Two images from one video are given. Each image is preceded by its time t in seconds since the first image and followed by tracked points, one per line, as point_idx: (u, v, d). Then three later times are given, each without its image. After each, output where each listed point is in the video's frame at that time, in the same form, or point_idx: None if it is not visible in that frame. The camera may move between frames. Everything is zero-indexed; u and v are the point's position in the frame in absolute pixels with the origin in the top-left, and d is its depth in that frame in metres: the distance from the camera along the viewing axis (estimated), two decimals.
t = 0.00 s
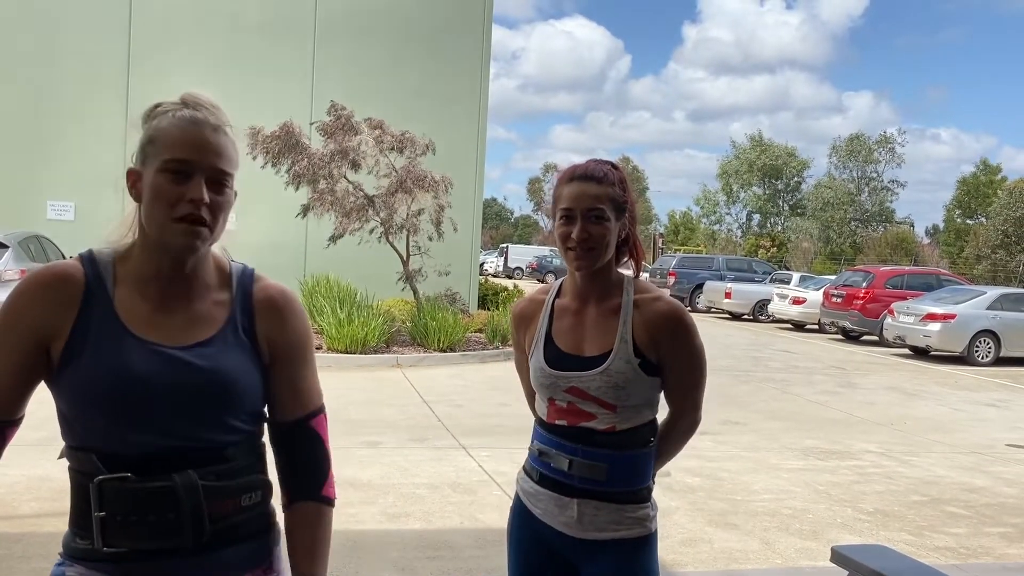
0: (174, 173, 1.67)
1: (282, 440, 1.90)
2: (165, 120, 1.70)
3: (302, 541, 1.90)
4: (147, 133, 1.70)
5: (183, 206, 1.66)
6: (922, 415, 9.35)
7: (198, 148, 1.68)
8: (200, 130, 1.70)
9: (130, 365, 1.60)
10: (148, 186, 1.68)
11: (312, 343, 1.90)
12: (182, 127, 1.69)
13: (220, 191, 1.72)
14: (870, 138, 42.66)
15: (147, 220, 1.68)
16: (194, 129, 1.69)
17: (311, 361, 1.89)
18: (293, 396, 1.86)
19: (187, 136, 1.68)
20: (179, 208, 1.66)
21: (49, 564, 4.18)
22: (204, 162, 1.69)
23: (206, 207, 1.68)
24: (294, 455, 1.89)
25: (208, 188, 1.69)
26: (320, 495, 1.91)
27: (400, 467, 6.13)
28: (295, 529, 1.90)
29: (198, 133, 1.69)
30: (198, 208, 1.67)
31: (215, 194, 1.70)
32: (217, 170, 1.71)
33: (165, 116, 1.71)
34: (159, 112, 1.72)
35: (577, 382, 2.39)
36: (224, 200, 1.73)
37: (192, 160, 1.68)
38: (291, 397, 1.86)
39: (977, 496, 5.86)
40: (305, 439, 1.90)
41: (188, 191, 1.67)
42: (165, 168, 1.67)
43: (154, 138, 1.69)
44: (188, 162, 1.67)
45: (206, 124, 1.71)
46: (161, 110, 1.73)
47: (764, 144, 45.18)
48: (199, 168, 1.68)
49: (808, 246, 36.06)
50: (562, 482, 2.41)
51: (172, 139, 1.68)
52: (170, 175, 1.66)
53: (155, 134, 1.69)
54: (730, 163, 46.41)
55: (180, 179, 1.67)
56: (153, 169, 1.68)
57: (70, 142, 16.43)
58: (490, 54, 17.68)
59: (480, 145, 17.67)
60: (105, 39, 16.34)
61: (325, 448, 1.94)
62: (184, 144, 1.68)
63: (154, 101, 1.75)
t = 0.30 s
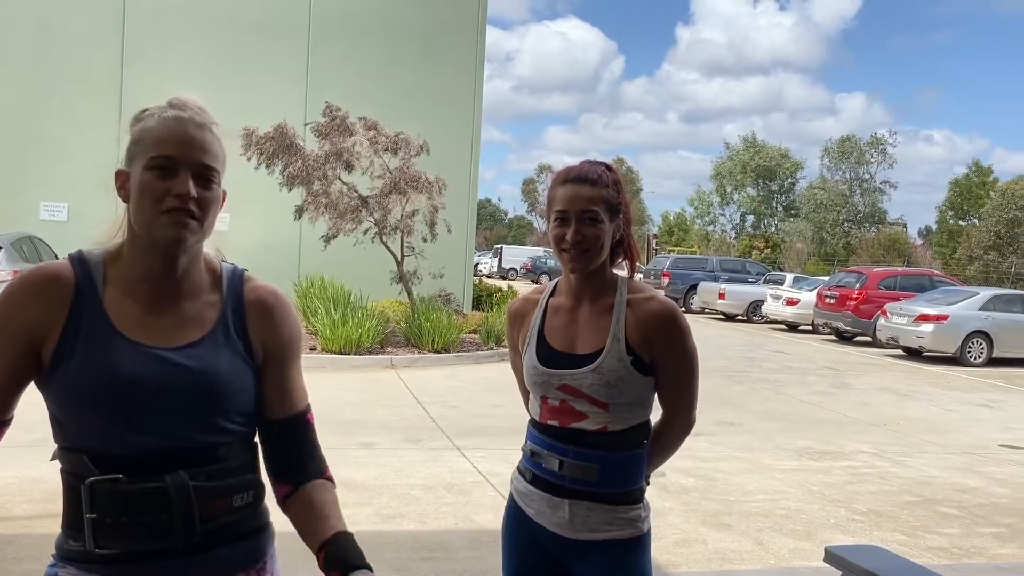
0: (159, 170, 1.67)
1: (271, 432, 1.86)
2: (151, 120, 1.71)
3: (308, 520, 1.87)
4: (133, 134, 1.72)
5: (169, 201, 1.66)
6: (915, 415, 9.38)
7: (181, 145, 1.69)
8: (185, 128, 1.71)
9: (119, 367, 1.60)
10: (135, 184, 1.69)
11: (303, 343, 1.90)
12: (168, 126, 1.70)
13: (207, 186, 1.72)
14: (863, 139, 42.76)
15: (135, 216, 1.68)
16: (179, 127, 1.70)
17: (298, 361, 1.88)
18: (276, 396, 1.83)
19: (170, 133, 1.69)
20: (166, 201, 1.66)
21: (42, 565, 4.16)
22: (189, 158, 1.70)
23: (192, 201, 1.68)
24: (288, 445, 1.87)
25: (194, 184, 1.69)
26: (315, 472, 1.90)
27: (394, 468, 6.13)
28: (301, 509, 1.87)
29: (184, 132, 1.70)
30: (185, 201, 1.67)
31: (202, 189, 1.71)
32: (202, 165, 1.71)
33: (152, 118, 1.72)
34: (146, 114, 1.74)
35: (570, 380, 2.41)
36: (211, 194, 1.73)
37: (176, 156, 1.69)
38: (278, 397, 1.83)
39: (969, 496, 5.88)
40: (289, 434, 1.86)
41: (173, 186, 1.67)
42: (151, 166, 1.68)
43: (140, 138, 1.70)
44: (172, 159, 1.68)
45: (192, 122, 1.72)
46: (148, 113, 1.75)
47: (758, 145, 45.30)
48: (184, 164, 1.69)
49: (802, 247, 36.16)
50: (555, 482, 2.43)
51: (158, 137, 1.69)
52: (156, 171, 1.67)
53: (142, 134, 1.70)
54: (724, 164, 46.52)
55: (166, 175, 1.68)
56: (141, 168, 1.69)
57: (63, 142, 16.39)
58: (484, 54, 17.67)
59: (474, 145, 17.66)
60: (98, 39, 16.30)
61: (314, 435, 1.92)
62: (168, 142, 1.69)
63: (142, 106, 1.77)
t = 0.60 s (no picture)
0: (137, 171, 1.67)
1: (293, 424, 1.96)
2: (129, 121, 1.70)
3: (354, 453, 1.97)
4: (112, 135, 1.72)
5: (147, 200, 1.65)
6: (906, 415, 9.42)
7: (159, 144, 1.68)
8: (162, 125, 1.70)
9: (110, 366, 1.59)
10: (116, 185, 1.69)
11: (296, 338, 1.94)
12: (146, 125, 1.69)
13: (186, 182, 1.71)
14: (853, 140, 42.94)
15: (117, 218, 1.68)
16: (154, 123, 1.69)
17: (296, 348, 1.94)
18: (280, 388, 1.91)
19: (147, 132, 1.68)
20: (144, 202, 1.65)
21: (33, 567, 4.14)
22: (165, 157, 1.69)
23: (172, 200, 1.67)
24: (303, 417, 1.96)
25: (172, 182, 1.68)
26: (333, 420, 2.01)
27: (386, 469, 6.12)
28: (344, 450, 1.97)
29: (162, 130, 1.69)
30: (164, 201, 1.66)
31: (181, 187, 1.70)
32: (180, 163, 1.70)
33: (130, 116, 1.71)
34: (122, 111, 1.73)
35: (560, 375, 2.42)
36: (191, 191, 1.72)
37: (153, 155, 1.68)
38: (282, 383, 1.91)
39: (960, 496, 5.91)
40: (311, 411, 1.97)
41: (152, 187, 1.66)
42: (128, 167, 1.67)
43: (118, 138, 1.70)
44: (149, 158, 1.67)
45: (169, 120, 1.71)
46: (126, 109, 1.74)
47: (749, 146, 45.45)
48: (162, 164, 1.68)
49: (792, 248, 36.30)
50: (546, 481, 2.42)
51: (135, 137, 1.68)
52: (134, 173, 1.67)
53: (120, 134, 1.69)
54: (715, 165, 46.65)
55: (143, 176, 1.67)
56: (120, 170, 1.68)
57: (53, 142, 16.33)
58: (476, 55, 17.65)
59: (466, 146, 17.64)
60: (88, 39, 16.23)
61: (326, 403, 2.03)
62: (144, 141, 1.68)
63: (122, 104, 1.77)
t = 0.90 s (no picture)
0: (116, 174, 1.66)
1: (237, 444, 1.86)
2: (107, 120, 1.69)
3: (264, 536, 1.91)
4: (91, 133, 1.71)
5: (125, 205, 1.64)
6: (896, 414, 9.46)
7: (137, 147, 1.67)
8: (141, 126, 1.69)
9: (94, 369, 1.58)
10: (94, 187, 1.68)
11: (275, 342, 1.91)
12: (125, 127, 1.68)
13: (165, 185, 1.70)
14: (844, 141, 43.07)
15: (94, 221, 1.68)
16: (133, 125, 1.68)
17: (272, 358, 1.88)
18: (254, 399, 1.84)
19: (125, 134, 1.68)
20: (121, 206, 1.64)
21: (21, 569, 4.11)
22: (144, 159, 1.68)
23: (149, 204, 1.66)
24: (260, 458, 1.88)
25: (151, 185, 1.67)
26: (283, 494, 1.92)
27: (378, 470, 6.11)
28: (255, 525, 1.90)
29: (141, 131, 1.69)
30: (142, 205, 1.65)
31: (160, 189, 1.68)
32: (160, 165, 1.69)
33: (108, 116, 1.70)
34: (102, 109, 1.72)
35: (551, 378, 2.42)
36: (171, 194, 1.71)
37: (131, 157, 1.67)
38: (256, 398, 1.85)
39: (950, 494, 5.94)
40: (266, 443, 1.88)
41: (130, 191, 1.65)
42: (106, 169, 1.66)
43: (96, 138, 1.69)
44: (127, 160, 1.67)
45: (149, 121, 1.70)
46: (106, 106, 1.73)
47: (740, 147, 45.55)
48: (141, 167, 1.67)
49: (783, 248, 36.38)
50: (538, 481, 2.43)
51: (113, 137, 1.67)
52: (112, 176, 1.66)
53: (98, 135, 1.69)
54: (706, 165, 46.75)
55: (122, 179, 1.66)
56: (98, 171, 1.68)
57: (44, 142, 16.27)
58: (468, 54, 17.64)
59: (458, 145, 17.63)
60: (79, 38, 16.16)
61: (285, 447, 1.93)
62: (122, 143, 1.67)
63: (100, 102, 1.76)
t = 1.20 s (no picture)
0: (96, 170, 1.63)
1: (229, 437, 1.89)
2: (90, 112, 1.66)
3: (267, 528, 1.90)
4: (71, 126, 1.67)
5: (105, 203, 1.62)
6: (873, 412, 9.54)
7: (120, 143, 1.65)
8: (124, 123, 1.66)
9: (65, 366, 1.56)
10: (75, 181, 1.66)
11: (253, 340, 1.89)
12: (107, 122, 1.65)
13: (146, 184, 1.67)
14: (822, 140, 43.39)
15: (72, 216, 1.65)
16: (116, 120, 1.66)
17: (251, 355, 1.87)
18: (234, 392, 1.85)
19: (108, 130, 1.65)
20: (102, 204, 1.62)
21: None
22: (127, 157, 1.65)
23: (131, 204, 1.64)
24: (249, 446, 1.89)
25: (132, 185, 1.65)
26: (280, 477, 1.91)
27: (357, 469, 6.07)
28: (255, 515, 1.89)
29: (125, 127, 1.66)
30: (123, 205, 1.63)
31: (141, 188, 1.66)
32: (143, 164, 1.67)
33: (91, 107, 1.67)
34: (84, 100, 1.68)
35: (532, 378, 2.41)
36: (151, 193, 1.68)
37: (113, 153, 1.64)
38: (233, 393, 1.84)
39: (926, 491, 6.00)
40: (250, 436, 1.89)
41: (111, 189, 1.63)
42: (86, 166, 1.63)
43: (78, 130, 1.66)
44: (109, 157, 1.64)
45: (135, 117, 1.67)
46: (88, 96, 1.69)
47: (719, 146, 45.80)
48: (122, 164, 1.65)
49: (762, 246, 36.62)
50: (519, 479, 2.42)
51: (95, 132, 1.64)
52: (93, 173, 1.63)
53: (81, 127, 1.66)
54: (686, 165, 46.96)
55: (102, 175, 1.64)
56: (78, 165, 1.65)
57: (17, 139, 16.04)
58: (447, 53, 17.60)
59: (438, 144, 17.62)
60: (54, 34, 15.95)
61: (277, 435, 1.94)
62: (104, 138, 1.64)
63: (84, 91, 1.72)
